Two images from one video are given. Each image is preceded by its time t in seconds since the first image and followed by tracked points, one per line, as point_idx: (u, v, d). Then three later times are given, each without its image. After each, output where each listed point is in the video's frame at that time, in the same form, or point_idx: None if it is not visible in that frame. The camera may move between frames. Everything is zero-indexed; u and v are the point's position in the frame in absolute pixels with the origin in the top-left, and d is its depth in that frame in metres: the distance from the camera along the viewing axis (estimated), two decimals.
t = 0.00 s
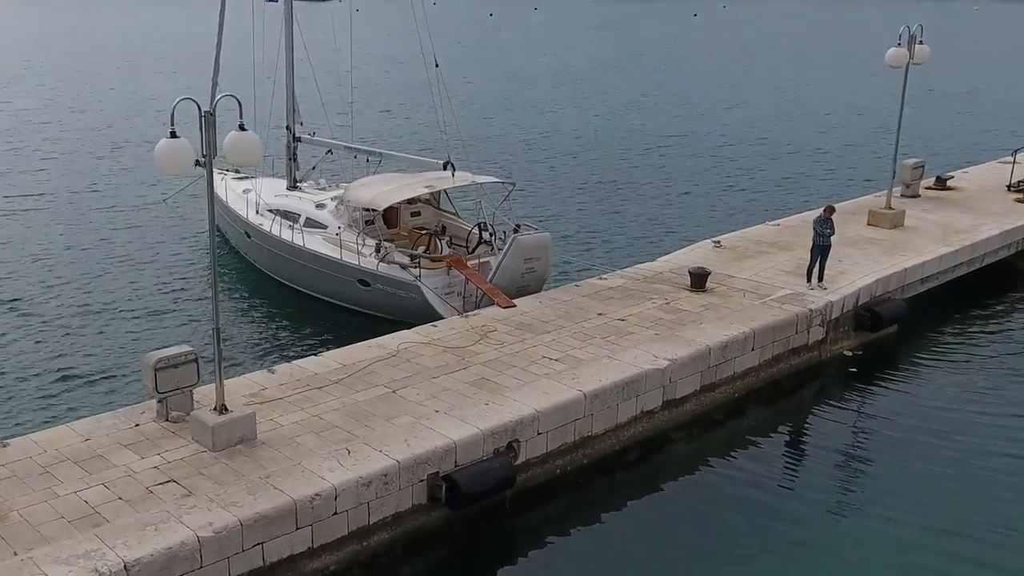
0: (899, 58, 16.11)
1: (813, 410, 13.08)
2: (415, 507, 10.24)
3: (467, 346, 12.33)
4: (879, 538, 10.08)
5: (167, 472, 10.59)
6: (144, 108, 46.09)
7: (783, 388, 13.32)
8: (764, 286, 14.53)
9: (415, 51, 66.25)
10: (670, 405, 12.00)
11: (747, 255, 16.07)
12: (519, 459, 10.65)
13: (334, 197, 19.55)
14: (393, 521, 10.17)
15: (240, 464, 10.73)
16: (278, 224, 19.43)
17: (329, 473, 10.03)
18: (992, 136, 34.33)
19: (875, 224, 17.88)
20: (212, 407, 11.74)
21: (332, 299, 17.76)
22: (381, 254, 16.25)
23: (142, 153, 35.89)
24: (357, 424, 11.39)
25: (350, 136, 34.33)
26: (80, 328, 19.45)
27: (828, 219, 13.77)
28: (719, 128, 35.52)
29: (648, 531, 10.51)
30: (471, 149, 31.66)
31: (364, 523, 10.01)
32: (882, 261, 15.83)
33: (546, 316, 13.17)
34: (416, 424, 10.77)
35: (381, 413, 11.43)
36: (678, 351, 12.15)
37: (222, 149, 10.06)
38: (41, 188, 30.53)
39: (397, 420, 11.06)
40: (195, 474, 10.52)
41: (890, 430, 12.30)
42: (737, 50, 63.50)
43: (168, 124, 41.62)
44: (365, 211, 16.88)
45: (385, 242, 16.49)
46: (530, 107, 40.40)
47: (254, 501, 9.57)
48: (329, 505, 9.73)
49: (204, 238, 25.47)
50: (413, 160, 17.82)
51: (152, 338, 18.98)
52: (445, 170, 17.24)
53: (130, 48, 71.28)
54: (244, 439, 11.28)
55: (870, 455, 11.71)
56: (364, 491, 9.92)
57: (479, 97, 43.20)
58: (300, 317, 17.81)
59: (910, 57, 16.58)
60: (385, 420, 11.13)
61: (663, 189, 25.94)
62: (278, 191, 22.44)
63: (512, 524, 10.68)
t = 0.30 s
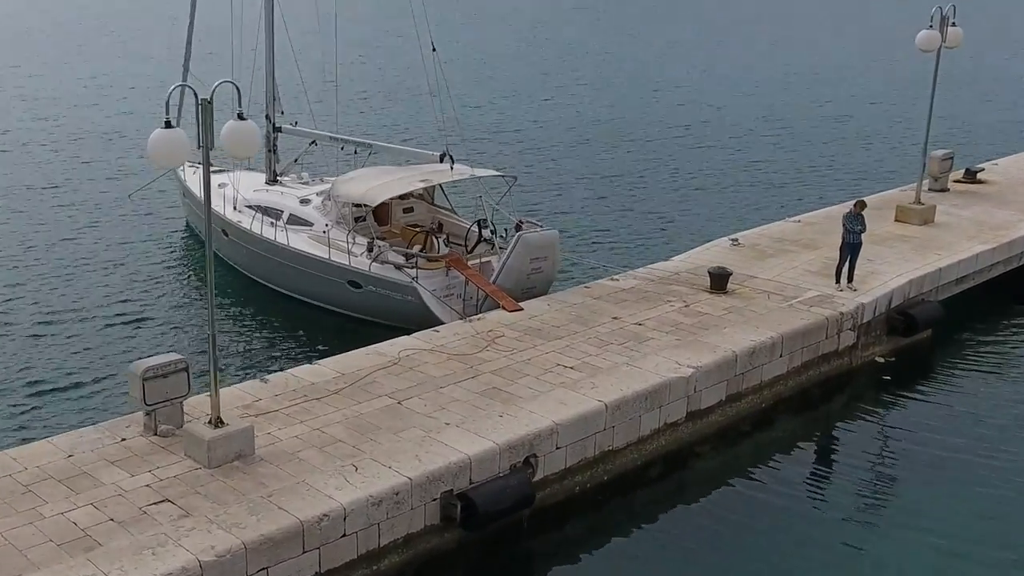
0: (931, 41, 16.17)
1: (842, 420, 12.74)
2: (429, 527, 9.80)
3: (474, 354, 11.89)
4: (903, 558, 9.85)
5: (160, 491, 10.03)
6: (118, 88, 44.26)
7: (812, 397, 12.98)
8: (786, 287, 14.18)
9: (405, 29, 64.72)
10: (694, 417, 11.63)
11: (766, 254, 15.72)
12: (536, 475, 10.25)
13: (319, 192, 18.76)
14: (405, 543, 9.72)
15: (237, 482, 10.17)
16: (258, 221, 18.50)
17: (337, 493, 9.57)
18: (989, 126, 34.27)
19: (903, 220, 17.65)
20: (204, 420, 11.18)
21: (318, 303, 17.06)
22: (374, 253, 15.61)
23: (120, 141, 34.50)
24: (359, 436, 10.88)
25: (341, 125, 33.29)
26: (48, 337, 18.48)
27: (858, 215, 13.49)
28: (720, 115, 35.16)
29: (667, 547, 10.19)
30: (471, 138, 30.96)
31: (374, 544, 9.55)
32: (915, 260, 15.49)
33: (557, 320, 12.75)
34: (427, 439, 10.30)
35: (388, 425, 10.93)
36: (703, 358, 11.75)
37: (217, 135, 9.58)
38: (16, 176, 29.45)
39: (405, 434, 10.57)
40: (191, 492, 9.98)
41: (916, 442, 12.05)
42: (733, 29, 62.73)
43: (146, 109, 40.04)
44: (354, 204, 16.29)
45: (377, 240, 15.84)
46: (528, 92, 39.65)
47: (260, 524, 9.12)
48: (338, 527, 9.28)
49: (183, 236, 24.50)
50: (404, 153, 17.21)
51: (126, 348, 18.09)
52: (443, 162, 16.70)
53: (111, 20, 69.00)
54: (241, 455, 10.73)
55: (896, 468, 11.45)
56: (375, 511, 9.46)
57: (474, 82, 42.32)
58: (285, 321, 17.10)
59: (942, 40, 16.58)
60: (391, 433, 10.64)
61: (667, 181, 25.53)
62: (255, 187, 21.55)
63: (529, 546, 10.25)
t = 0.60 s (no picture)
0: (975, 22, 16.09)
1: (887, 433, 12.07)
2: (455, 551, 9.34)
3: (491, 364, 11.40)
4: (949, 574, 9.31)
5: (164, 514, 9.52)
6: (100, 74, 42.65)
7: (856, 408, 12.30)
8: (822, 288, 13.65)
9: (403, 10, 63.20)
10: (731, 431, 10.97)
11: (798, 253, 15.23)
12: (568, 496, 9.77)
13: (309, 186, 17.85)
14: (428, 568, 9.27)
15: (247, 504, 9.67)
16: (243, 219, 17.50)
17: (358, 515, 9.13)
18: (998, 113, 33.89)
19: (943, 215, 17.33)
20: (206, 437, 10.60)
21: (309, 307, 16.31)
22: (373, 254, 14.96)
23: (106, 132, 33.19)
24: (374, 454, 10.38)
25: (338, 114, 32.12)
26: (14, 348, 17.48)
27: (902, 211, 13.03)
28: (728, 101, 34.72)
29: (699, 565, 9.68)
30: (478, 125, 30.26)
31: (395, 568, 9.08)
32: (960, 261, 14.97)
33: (579, 326, 12.24)
34: (452, 457, 9.83)
35: (405, 442, 10.45)
36: (741, 367, 11.13)
37: (221, 121, 9.06)
38: None
39: (425, 451, 10.10)
40: (197, 515, 9.47)
41: (963, 456, 11.43)
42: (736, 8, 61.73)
43: (133, 97, 38.67)
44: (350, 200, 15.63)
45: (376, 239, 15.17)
46: (533, 77, 38.85)
47: (276, 551, 8.69)
48: (360, 552, 8.85)
49: (158, 235, 23.47)
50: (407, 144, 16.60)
51: (99, 359, 17.18)
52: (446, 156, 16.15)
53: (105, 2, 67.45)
54: (249, 474, 10.19)
55: (942, 482, 10.87)
56: (398, 536, 9.01)
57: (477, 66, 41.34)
58: (274, 325, 16.36)
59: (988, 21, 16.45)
60: (410, 451, 10.17)
61: (678, 171, 25.05)
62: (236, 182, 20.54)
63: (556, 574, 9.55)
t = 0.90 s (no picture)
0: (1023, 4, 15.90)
1: (935, 451, 11.54)
2: None
3: (510, 377, 10.82)
4: None
5: (164, 542, 8.88)
6: (74, 59, 40.83)
7: (903, 423, 11.75)
8: (864, 292, 13.10)
9: None
10: (773, 449, 10.41)
11: (833, 253, 14.72)
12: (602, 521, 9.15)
13: (296, 181, 16.94)
14: None
15: (255, 530, 9.04)
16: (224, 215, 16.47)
17: (376, 542, 8.58)
18: (1001, 99, 33.61)
19: (989, 211, 17.06)
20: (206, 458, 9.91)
21: (296, 312, 15.49)
22: (369, 255, 14.26)
23: (83, 122, 31.71)
24: (389, 476, 9.77)
25: (330, 102, 30.85)
26: None
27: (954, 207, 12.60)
28: (733, 88, 34.26)
29: None
30: (483, 113, 29.46)
31: None
32: (1013, 262, 14.58)
33: (601, 335, 11.67)
34: (476, 479, 9.27)
35: (422, 462, 9.87)
36: (785, 378, 10.56)
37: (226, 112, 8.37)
38: None
39: (445, 473, 9.53)
40: (201, 544, 8.83)
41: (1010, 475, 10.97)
42: None
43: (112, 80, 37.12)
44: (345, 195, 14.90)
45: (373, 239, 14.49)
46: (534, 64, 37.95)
47: None
48: None
49: (126, 234, 22.31)
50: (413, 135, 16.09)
51: (64, 368, 16.20)
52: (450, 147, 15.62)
53: None
54: (254, 498, 9.53)
55: (989, 503, 10.42)
56: (423, 564, 8.45)
57: (476, 52, 40.31)
58: (257, 329, 15.50)
59: None
60: (429, 472, 9.59)
61: (686, 161, 24.58)
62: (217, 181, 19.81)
63: None
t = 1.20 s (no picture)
0: None
1: (996, 474, 10.91)
2: None
3: (535, 392, 10.17)
4: None
5: None
6: (52, 36, 39.10)
7: (963, 441, 11.09)
8: (918, 297, 12.55)
9: None
10: (829, 472, 9.74)
11: (881, 255, 14.20)
12: (646, 548, 8.52)
13: (281, 174, 16.05)
14: None
15: (267, 563, 8.32)
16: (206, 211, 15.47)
17: None
18: (1010, 80, 33.10)
19: None
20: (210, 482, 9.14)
21: (291, 321, 14.52)
22: (367, 256, 13.47)
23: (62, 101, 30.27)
24: (411, 502, 9.00)
25: (329, 87, 29.74)
26: None
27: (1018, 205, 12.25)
28: (741, 68, 33.70)
29: None
30: (490, 98, 28.67)
31: None
32: None
33: (632, 344, 11.01)
34: (507, 504, 8.59)
35: (447, 485, 9.16)
36: (841, 393, 9.90)
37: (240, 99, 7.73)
38: None
39: (473, 498, 8.82)
40: None
41: None
42: None
43: (97, 56, 35.58)
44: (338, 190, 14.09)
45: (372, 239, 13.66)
46: (537, 46, 36.99)
47: None
48: None
49: (84, 235, 20.98)
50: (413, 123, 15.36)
51: (20, 385, 15.09)
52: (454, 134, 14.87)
53: None
54: (265, 526, 8.78)
55: None
56: None
57: (478, 33, 39.13)
58: (248, 338, 14.62)
59: None
60: (456, 498, 8.86)
61: (699, 149, 24.14)
62: (192, 174, 18.77)
63: None
